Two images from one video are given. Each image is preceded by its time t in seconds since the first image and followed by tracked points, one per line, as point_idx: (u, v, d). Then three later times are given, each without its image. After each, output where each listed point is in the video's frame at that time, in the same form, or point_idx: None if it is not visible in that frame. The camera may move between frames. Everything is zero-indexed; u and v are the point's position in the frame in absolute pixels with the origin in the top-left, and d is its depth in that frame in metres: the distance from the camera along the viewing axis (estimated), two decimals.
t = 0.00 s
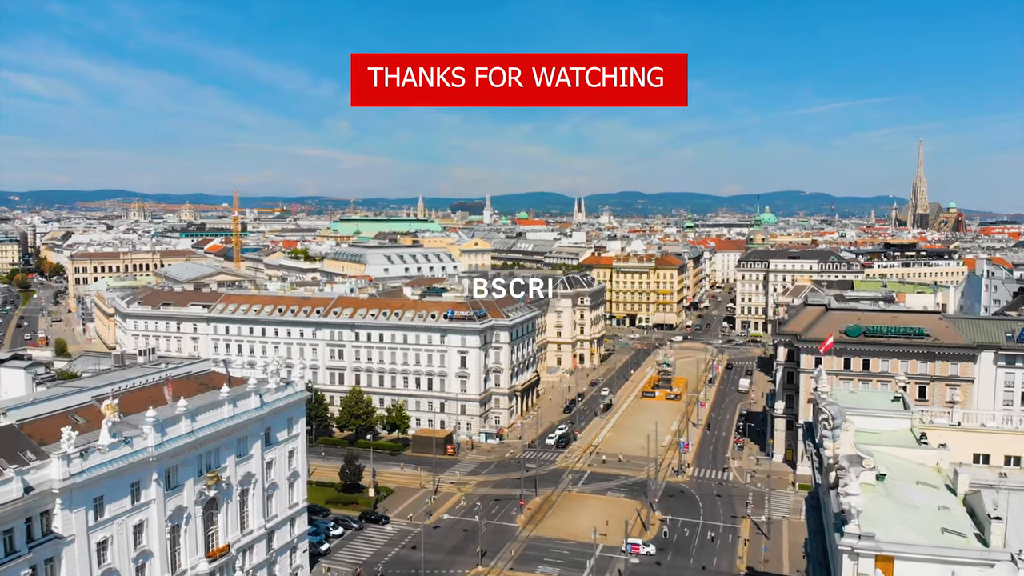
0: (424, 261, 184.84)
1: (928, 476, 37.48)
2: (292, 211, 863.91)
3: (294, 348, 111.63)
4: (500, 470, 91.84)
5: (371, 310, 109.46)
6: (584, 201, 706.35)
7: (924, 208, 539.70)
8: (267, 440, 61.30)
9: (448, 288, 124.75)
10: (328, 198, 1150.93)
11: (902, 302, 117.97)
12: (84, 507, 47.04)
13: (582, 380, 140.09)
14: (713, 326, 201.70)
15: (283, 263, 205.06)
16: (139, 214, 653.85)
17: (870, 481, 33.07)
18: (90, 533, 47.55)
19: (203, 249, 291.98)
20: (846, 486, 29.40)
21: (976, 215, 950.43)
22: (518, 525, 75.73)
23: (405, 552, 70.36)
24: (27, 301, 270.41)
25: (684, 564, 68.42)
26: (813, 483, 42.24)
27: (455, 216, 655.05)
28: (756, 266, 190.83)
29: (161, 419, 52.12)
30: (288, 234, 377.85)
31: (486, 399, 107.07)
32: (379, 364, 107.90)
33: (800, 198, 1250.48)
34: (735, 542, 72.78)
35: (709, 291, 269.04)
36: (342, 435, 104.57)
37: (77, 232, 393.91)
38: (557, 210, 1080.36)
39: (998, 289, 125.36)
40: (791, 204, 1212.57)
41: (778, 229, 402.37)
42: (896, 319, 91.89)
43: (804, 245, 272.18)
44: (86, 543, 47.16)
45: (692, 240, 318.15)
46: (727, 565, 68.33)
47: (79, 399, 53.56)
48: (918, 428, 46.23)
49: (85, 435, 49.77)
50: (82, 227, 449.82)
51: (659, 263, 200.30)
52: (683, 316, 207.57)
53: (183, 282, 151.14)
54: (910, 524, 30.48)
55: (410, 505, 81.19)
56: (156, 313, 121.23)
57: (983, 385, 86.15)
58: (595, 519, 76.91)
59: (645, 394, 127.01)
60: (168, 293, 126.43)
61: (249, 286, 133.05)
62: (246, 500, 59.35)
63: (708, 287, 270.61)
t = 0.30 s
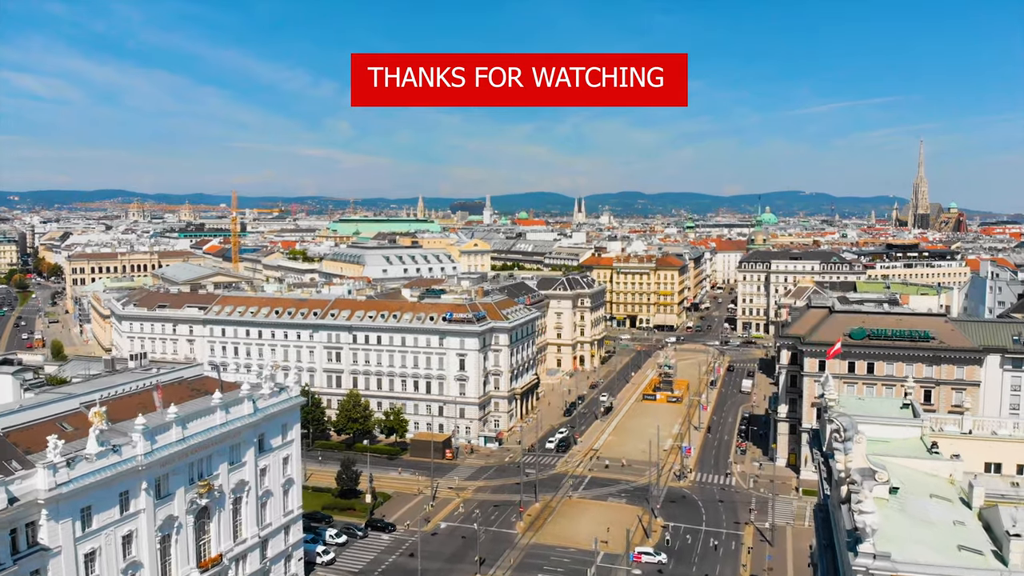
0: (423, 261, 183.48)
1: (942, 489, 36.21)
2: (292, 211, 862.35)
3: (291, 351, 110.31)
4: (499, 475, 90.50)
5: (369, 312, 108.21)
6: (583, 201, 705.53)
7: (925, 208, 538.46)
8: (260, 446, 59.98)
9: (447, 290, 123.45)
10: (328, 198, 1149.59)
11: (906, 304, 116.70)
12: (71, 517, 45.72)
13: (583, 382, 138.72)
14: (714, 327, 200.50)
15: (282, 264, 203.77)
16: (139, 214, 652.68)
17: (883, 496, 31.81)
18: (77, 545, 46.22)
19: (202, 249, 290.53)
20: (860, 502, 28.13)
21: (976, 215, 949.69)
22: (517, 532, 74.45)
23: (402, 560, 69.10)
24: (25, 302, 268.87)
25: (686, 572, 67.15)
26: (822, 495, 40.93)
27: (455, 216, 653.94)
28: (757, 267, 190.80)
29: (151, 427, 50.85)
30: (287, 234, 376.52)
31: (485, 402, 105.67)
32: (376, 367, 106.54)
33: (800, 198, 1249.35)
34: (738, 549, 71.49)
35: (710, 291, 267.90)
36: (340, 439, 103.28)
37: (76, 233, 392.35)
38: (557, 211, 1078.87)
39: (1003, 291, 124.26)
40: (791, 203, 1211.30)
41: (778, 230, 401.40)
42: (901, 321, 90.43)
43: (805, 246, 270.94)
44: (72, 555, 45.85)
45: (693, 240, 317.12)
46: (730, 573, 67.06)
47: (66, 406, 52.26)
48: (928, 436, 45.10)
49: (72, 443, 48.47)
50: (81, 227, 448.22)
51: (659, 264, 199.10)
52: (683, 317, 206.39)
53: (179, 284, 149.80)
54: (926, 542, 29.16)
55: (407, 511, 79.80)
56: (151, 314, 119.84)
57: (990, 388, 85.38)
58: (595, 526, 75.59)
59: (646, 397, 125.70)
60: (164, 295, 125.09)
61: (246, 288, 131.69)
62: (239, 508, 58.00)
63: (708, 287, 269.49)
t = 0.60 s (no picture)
0: (422, 262, 182.22)
1: (956, 502, 34.99)
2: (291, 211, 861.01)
3: (288, 353, 109.00)
4: (498, 480, 89.14)
5: (367, 314, 106.94)
6: (583, 201, 704.20)
7: (926, 208, 536.91)
8: (254, 453, 58.65)
9: (446, 292, 122.24)
10: (328, 198, 1148.32)
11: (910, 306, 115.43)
12: (57, 528, 44.44)
13: (583, 385, 137.32)
14: (715, 328, 199.20)
15: (280, 265, 202.53)
16: (138, 214, 651.67)
17: (898, 511, 30.59)
18: (63, 556, 44.92)
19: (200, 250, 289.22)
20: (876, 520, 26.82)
21: (977, 215, 948.70)
22: (516, 539, 73.17)
23: (399, 568, 67.80)
24: (22, 302, 267.38)
25: None
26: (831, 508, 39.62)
27: (455, 216, 652.64)
28: (759, 268, 186.87)
29: (140, 435, 49.57)
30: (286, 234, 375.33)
31: (484, 405, 104.32)
32: (374, 370, 105.22)
33: (801, 198, 1248.04)
34: (741, 557, 70.19)
35: (711, 292, 266.60)
36: (337, 443, 101.99)
37: (75, 233, 390.98)
38: (557, 211, 1078.41)
39: (1007, 293, 122.92)
40: (791, 204, 1209.98)
41: (779, 230, 400.29)
42: (906, 324, 89.15)
43: (806, 246, 269.84)
44: (59, 566, 44.56)
45: (693, 241, 315.89)
46: None
47: (54, 414, 51.01)
48: (939, 444, 43.90)
49: (58, 452, 47.16)
50: (80, 228, 446.84)
51: (660, 265, 197.80)
52: (684, 318, 205.10)
53: (176, 285, 148.44)
54: (944, 563, 27.82)
55: (404, 517, 78.46)
56: (147, 316, 118.52)
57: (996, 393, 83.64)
58: (596, 533, 74.28)
59: (647, 399, 124.37)
60: (160, 296, 123.83)
61: (243, 289, 130.44)
62: (232, 516, 56.65)
63: (709, 288, 268.20)
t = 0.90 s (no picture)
0: (421, 263, 180.78)
1: (971, 515, 33.77)
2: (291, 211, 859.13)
3: (285, 356, 107.69)
4: (498, 485, 87.83)
5: (364, 316, 105.64)
6: (583, 201, 702.68)
7: (926, 208, 535.59)
8: (247, 461, 57.36)
9: (445, 293, 120.94)
10: (328, 198, 1146.86)
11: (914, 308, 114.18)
12: (42, 541, 43.15)
13: (583, 387, 135.98)
14: (716, 329, 197.82)
15: (278, 266, 201.34)
16: (138, 215, 652.07)
17: (913, 528, 29.37)
18: (49, 569, 43.65)
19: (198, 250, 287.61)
20: (891, 541, 25.54)
21: (977, 215, 947.91)
22: (516, 546, 71.92)
23: None
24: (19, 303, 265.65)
25: None
26: (841, 521, 38.33)
27: (455, 216, 651.08)
28: (760, 269, 184.87)
29: (129, 443, 48.32)
30: (285, 235, 373.65)
31: (484, 409, 103.04)
32: (372, 372, 103.93)
33: (801, 198, 1246.63)
34: (745, 565, 68.90)
35: (711, 293, 265.05)
36: (334, 447, 100.70)
37: (73, 233, 389.09)
38: (557, 211, 1077.62)
39: (1012, 295, 121.57)
40: (791, 203, 1208.40)
41: (779, 230, 399.30)
42: (911, 326, 87.90)
43: (807, 247, 268.63)
44: None
45: (695, 241, 314.48)
46: None
47: (40, 421, 49.73)
48: (951, 454, 42.68)
49: (45, 461, 45.88)
50: (79, 228, 445.45)
51: (661, 266, 196.34)
52: (685, 319, 203.64)
53: (173, 286, 146.92)
54: None
55: (402, 523, 77.15)
56: (142, 318, 117.17)
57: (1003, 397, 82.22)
58: (597, 540, 72.95)
59: (647, 402, 123.11)
60: (156, 298, 122.44)
61: (240, 291, 129.07)
62: (225, 525, 55.35)
63: (710, 289, 266.71)
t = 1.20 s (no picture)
0: (420, 264, 179.20)
1: (989, 532, 32.35)
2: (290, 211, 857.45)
3: (281, 359, 106.23)
4: (497, 491, 86.35)
5: (362, 319, 104.20)
6: (584, 201, 701.29)
7: (927, 208, 534.03)
8: (238, 469, 55.86)
9: (443, 295, 119.38)
10: (327, 198, 1145.11)
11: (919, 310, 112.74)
12: (25, 554, 41.71)
13: (584, 389, 134.47)
14: (717, 330, 196.30)
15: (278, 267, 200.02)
16: (136, 215, 650.71)
17: (932, 549, 27.95)
18: None
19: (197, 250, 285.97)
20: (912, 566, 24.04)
21: (978, 215, 946.54)
22: (515, 554, 70.47)
23: None
24: (16, 304, 264.01)
25: None
26: (853, 536, 36.84)
27: (455, 216, 649.67)
28: (762, 270, 183.75)
29: (116, 453, 46.93)
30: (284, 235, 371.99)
31: (483, 412, 101.56)
32: (369, 376, 102.45)
33: (801, 198, 1245.19)
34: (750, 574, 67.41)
35: (712, 294, 263.60)
36: (331, 451, 99.21)
37: (71, 233, 387.32)
38: (557, 210, 1076.78)
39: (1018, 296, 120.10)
40: (792, 203, 1206.95)
41: (780, 231, 397.92)
42: (917, 330, 86.43)
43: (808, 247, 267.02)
44: None
45: (696, 241, 313.12)
46: None
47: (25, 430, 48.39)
48: (965, 466, 41.18)
49: (29, 472, 44.50)
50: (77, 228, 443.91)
51: (662, 266, 194.82)
52: (685, 321, 202.10)
53: (169, 288, 145.45)
54: None
55: (400, 531, 75.72)
56: (137, 320, 115.67)
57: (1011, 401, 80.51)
58: (597, 548, 71.51)
59: (649, 405, 121.66)
60: (151, 300, 120.90)
61: (237, 292, 127.60)
62: (217, 536, 53.83)
63: (711, 290, 265.13)
